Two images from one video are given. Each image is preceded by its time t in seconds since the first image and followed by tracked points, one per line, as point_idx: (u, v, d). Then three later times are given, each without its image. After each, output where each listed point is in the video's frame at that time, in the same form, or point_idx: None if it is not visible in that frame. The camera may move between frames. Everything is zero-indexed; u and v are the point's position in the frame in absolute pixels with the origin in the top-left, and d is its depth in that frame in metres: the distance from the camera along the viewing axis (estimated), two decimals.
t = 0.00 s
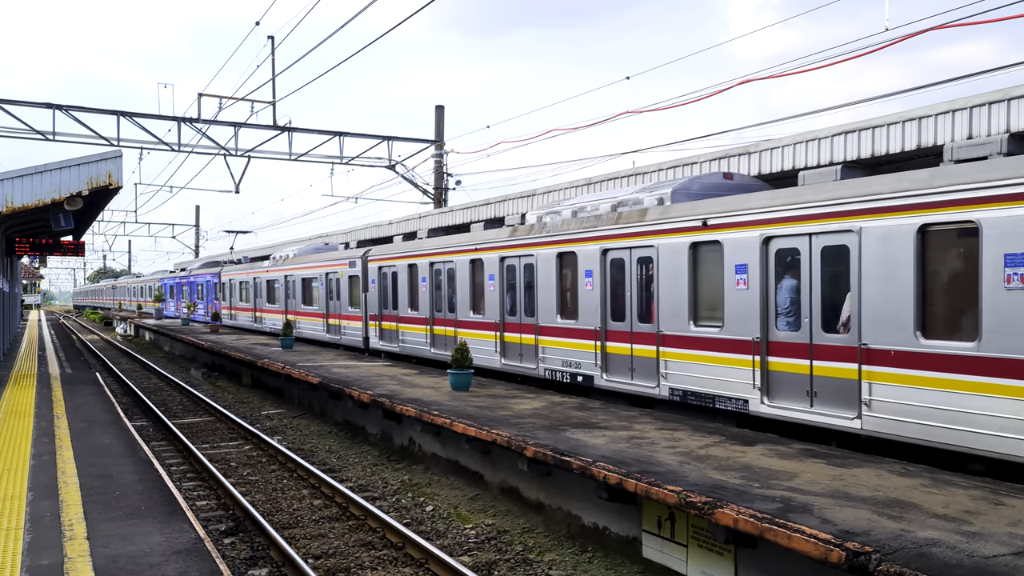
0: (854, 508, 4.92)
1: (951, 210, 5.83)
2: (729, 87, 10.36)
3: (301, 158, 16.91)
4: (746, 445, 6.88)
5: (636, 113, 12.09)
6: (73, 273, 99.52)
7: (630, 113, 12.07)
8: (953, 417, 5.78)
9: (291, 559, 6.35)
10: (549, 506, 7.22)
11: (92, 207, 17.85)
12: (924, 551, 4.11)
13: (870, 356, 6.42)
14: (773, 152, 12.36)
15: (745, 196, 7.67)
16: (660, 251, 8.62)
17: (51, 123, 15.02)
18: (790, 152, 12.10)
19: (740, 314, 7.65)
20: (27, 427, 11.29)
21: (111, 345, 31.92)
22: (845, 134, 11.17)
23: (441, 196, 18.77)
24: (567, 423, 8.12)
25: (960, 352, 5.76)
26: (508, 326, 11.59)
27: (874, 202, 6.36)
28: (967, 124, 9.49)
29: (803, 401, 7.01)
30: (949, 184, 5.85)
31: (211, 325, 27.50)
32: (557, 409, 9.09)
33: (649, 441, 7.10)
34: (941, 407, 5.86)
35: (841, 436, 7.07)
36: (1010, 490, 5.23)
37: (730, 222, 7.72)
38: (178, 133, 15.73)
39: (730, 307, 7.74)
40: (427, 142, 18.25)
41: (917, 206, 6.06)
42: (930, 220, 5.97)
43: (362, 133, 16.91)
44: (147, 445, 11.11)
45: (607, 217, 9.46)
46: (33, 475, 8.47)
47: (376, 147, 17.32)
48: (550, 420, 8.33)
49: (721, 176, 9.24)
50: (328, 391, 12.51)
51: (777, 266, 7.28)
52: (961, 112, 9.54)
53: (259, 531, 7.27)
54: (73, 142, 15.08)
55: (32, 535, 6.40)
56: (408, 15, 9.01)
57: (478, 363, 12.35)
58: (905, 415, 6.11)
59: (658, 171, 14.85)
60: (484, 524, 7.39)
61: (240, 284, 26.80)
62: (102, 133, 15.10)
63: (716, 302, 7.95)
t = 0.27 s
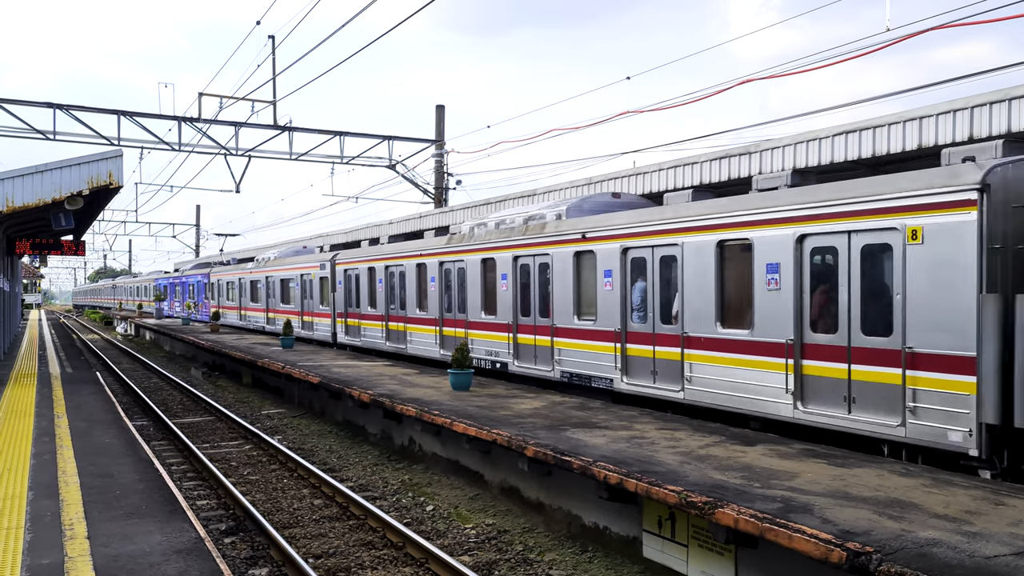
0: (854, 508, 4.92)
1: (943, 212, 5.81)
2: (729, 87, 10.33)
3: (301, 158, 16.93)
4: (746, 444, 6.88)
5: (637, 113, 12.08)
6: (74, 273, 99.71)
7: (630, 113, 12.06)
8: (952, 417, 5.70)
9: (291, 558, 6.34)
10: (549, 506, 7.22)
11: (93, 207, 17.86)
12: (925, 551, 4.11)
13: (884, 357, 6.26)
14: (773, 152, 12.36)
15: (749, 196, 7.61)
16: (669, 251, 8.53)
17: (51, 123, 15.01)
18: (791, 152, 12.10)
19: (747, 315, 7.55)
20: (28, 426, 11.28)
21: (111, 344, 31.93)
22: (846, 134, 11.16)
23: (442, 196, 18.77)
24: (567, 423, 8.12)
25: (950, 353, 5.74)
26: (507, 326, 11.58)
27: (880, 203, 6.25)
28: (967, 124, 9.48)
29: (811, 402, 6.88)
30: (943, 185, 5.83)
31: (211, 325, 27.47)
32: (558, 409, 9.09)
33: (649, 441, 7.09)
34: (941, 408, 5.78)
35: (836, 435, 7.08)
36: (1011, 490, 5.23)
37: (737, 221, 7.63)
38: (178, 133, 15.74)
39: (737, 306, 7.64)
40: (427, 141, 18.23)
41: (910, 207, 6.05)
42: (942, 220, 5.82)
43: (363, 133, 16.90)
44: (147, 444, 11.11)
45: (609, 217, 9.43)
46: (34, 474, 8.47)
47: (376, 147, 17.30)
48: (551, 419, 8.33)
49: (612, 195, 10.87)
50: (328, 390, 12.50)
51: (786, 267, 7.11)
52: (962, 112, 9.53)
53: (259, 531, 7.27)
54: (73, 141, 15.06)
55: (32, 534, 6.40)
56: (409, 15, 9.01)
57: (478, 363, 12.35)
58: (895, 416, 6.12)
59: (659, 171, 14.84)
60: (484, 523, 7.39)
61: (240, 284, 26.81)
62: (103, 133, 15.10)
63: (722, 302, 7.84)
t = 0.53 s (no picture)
0: (854, 508, 4.91)
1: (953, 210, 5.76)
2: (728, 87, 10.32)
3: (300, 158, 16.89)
4: (745, 444, 6.88)
5: (636, 113, 12.08)
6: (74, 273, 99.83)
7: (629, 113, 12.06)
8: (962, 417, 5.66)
9: (291, 558, 6.34)
10: (549, 506, 7.21)
11: (93, 207, 17.88)
12: (924, 551, 4.10)
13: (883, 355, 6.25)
14: (773, 152, 12.36)
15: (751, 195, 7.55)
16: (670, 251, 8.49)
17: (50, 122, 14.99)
18: (790, 152, 12.10)
19: (748, 315, 7.53)
20: (27, 426, 11.28)
21: (110, 344, 31.93)
22: (845, 134, 11.16)
23: (441, 196, 18.77)
24: (567, 423, 8.12)
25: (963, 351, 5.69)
26: (507, 326, 11.55)
27: (883, 201, 6.23)
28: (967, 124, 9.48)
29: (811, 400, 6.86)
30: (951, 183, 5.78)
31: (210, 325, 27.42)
32: (557, 409, 9.09)
33: (649, 441, 7.09)
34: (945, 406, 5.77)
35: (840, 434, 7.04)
36: (1010, 490, 5.23)
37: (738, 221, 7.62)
38: (178, 133, 15.74)
39: (737, 307, 7.62)
40: (426, 141, 18.22)
41: (918, 206, 5.99)
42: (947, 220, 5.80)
43: (362, 133, 16.89)
44: (146, 444, 11.09)
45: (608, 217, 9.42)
46: (33, 474, 8.46)
47: (376, 147, 17.30)
48: (550, 419, 8.33)
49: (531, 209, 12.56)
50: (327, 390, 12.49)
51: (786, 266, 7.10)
52: (962, 112, 9.53)
53: (258, 531, 7.27)
54: (72, 141, 15.02)
55: (31, 534, 6.40)
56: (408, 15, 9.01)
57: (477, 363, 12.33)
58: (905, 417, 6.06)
59: (658, 171, 14.84)
60: (483, 524, 7.39)
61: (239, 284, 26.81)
62: (102, 133, 15.09)
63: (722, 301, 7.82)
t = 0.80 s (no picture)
0: (854, 508, 4.91)
1: (955, 208, 5.77)
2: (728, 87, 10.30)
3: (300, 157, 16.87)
4: (745, 444, 6.88)
5: (636, 113, 12.07)
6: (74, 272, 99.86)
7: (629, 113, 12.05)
8: (956, 416, 5.69)
9: (291, 558, 6.34)
10: (549, 506, 7.21)
11: (93, 207, 17.90)
12: (924, 551, 4.10)
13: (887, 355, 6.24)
14: (773, 152, 12.35)
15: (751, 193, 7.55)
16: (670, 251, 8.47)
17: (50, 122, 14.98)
18: (790, 152, 12.10)
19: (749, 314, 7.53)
20: (27, 426, 11.27)
21: (110, 344, 31.91)
22: (845, 135, 11.15)
23: (441, 195, 18.77)
24: (567, 423, 8.11)
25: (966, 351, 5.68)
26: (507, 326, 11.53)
27: (875, 201, 6.31)
28: (967, 124, 9.48)
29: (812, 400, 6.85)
30: (950, 181, 5.81)
31: (210, 325, 27.33)
32: (557, 409, 9.09)
33: (649, 441, 7.09)
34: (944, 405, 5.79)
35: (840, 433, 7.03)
36: (1011, 490, 5.23)
37: (738, 220, 7.62)
38: (178, 132, 15.73)
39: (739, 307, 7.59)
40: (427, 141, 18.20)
41: (918, 205, 6.01)
42: (946, 221, 5.83)
43: (362, 133, 16.88)
44: (146, 444, 11.09)
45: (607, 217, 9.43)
46: (33, 474, 8.45)
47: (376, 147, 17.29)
48: (550, 419, 8.33)
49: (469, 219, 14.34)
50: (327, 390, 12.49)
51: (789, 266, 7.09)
52: (962, 112, 9.52)
53: (258, 530, 7.27)
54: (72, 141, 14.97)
55: (31, 534, 6.39)
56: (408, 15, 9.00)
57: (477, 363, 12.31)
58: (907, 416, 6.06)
59: (658, 171, 14.84)
60: (483, 524, 7.38)
61: (239, 284, 26.79)
62: (102, 133, 15.08)
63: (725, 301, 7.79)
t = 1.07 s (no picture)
0: (854, 507, 4.91)
1: (953, 208, 5.75)
2: (728, 87, 10.29)
3: (301, 157, 16.82)
4: (746, 444, 6.88)
5: (636, 113, 12.06)
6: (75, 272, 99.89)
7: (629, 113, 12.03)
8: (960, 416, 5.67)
9: (291, 558, 6.33)
10: (549, 506, 7.22)
11: (94, 206, 17.92)
12: (924, 551, 4.10)
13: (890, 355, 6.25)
14: (773, 151, 12.34)
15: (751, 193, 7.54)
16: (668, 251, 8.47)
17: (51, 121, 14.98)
18: (790, 152, 12.08)
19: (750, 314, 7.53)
20: (27, 425, 11.26)
21: (110, 343, 31.89)
22: (846, 134, 11.14)
23: (441, 195, 18.77)
24: (567, 422, 8.11)
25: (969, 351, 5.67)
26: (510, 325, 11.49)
27: (870, 202, 6.34)
28: (967, 124, 9.46)
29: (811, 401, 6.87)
30: (948, 181, 5.80)
31: (212, 324, 27.10)
32: (557, 408, 9.09)
33: (649, 440, 7.09)
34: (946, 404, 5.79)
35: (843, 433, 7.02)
36: (1011, 490, 5.23)
37: (736, 220, 7.62)
38: (178, 132, 15.73)
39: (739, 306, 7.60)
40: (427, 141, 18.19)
41: (916, 205, 6.01)
42: (945, 220, 5.81)
43: (363, 132, 16.88)
44: (146, 443, 11.08)
45: (606, 216, 9.44)
46: (33, 473, 8.45)
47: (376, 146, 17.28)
48: (550, 419, 8.33)
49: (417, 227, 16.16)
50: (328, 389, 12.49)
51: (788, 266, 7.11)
52: (962, 111, 9.51)
53: (258, 530, 7.28)
54: (72, 140, 14.91)
55: (31, 533, 6.39)
56: (408, 15, 8.99)
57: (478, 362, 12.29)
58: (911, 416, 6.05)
59: (658, 170, 14.83)
60: (483, 523, 7.39)
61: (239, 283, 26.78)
62: (102, 132, 15.08)
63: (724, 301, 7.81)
